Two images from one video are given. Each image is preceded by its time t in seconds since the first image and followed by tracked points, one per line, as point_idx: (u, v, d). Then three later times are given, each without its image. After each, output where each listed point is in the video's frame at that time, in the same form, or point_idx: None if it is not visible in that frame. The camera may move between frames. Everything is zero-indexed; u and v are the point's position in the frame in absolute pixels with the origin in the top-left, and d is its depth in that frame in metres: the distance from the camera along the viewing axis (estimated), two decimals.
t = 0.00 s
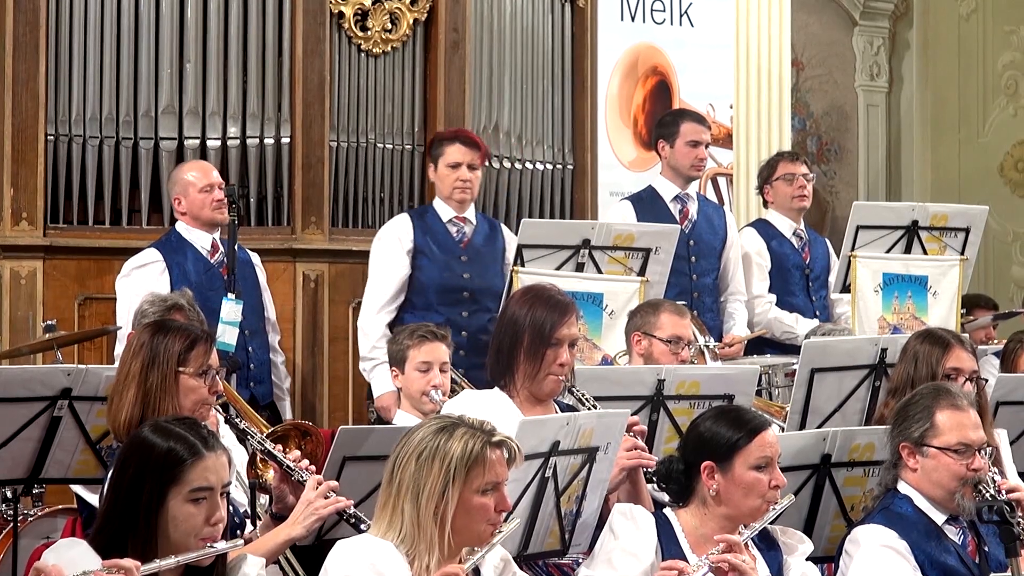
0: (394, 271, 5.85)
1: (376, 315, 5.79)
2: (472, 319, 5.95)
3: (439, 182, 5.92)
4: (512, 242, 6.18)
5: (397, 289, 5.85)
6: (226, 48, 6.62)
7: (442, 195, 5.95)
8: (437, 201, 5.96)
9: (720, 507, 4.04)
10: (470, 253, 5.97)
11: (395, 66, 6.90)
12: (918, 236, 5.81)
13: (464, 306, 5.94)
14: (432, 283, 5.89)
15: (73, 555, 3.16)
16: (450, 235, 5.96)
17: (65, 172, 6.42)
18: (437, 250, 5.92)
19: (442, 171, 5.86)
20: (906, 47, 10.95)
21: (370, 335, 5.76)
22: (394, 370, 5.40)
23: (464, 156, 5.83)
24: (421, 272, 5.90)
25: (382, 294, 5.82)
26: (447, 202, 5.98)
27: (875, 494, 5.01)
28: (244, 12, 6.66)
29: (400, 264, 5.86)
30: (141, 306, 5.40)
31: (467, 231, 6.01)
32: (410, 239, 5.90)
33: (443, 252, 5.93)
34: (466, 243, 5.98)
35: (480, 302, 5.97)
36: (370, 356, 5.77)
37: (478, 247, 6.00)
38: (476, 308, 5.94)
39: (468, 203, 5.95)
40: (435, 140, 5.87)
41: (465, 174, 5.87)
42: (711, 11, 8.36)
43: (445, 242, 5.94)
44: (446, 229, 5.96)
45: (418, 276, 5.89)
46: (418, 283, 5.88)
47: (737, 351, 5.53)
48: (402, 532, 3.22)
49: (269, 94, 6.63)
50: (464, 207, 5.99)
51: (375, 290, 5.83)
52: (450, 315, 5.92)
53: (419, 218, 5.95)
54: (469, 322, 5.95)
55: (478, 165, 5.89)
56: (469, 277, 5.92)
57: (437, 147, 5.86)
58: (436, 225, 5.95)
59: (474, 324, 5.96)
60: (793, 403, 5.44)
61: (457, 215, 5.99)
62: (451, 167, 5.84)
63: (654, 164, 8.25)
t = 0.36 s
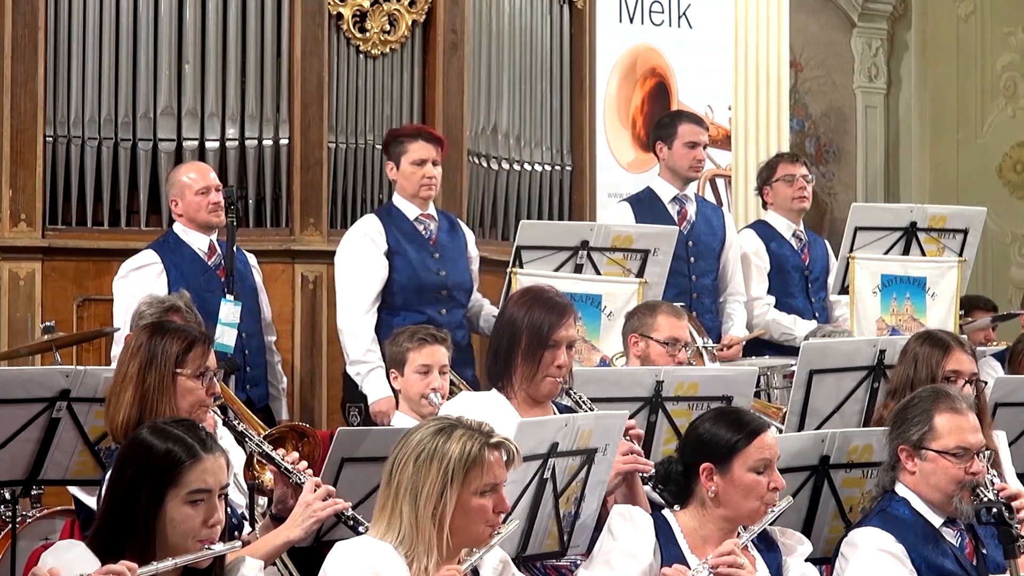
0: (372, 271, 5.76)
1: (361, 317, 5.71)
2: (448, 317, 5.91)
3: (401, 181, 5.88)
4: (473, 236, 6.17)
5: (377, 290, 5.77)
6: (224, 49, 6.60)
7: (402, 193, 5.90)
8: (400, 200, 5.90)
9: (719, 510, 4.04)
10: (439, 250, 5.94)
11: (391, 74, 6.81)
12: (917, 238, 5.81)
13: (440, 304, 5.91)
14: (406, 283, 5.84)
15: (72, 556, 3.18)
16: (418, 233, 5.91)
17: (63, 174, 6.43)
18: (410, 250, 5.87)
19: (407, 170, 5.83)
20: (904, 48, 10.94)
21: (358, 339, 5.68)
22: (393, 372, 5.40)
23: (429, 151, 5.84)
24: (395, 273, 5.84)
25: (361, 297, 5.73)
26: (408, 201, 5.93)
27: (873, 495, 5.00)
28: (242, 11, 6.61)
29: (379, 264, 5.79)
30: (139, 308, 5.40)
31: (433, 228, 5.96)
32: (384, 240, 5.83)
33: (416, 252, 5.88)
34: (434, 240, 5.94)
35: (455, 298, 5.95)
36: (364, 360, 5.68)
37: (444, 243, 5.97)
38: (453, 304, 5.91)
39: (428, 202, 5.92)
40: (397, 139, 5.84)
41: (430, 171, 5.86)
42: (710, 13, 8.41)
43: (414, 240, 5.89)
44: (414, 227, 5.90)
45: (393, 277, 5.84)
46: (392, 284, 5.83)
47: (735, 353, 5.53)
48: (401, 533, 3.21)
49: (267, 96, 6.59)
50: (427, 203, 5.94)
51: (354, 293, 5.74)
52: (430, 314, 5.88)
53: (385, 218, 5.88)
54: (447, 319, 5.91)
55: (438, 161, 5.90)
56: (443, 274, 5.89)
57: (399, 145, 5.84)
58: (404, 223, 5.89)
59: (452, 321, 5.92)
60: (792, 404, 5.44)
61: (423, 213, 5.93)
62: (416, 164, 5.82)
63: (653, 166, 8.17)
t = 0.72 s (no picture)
0: (347, 278, 5.75)
1: (337, 325, 5.71)
2: (429, 316, 5.90)
3: (377, 181, 5.87)
4: (452, 231, 6.13)
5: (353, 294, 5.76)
6: (211, 48, 6.58)
7: (379, 193, 5.89)
8: (376, 201, 5.89)
9: (703, 510, 4.04)
10: (418, 249, 5.92)
11: (375, 76, 6.81)
12: (902, 238, 5.81)
13: (419, 303, 5.89)
14: (383, 284, 5.82)
15: (58, 556, 3.20)
16: (396, 233, 5.88)
17: (49, 174, 6.42)
18: (386, 250, 5.85)
19: (382, 169, 5.82)
20: (890, 48, 10.97)
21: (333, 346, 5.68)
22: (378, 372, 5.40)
23: (405, 151, 5.82)
24: (372, 275, 5.83)
25: (338, 303, 5.73)
26: (386, 201, 5.91)
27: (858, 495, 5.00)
28: (228, 11, 6.60)
29: (353, 269, 5.77)
30: (122, 309, 5.41)
31: (411, 227, 5.94)
32: (360, 242, 5.82)
33: (391, 252, 5.85)
34: (412, 239, 5.92)
35: (436, 298, 5.94)
36: (338, 368, 5.66)
37: (424, 243, 5.94)
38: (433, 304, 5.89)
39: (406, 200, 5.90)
40: (371, 139, 5.83)
41: (406, 169, 5.84)
42: (695, 13, 8.42)
43: (392, 240, 5.87)
44: (391, 228, 5.88)
45: (370, 280, 5.83)
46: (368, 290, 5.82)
47: (721, 353, 5.54)
48: (386, 533, 3.20)
49: (254, 96, 6.58)
50: (405, 203, 5.93)
51: (330, 300, 5.73)
52: (408, 313, 5.86)
53: (361, 220, 5.87)
54: (427, 318, 5.90)
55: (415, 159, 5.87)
56: (421, 273, 5.87)
57: (374, 145, 5.82)
58: (381, 225, 5.87)
59: (432, 321, 5.91)
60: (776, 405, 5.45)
61: (400, 212, 5.92)
62: (391, 164, 5.81)
63: (638, 166, 8.20)
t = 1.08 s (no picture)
0: (325, 271, 5.77)
1: (311, 319, 5.73)
2: (411, 315, 5.87)
3: (370, 178, 5.88)
4: (449, 232, 6.10)
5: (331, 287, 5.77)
6: (186, 46, 6.58)
7: (373, 191, 5.91)
8: (369, 198, 5.91)
9: (679, 508, 4.05)
10: (406, 247, 5.90)
11: (354, 67, 6.87)
12: (877, 237, 5.82)
13: (401, 300, 5.86)
14: (366, 278, 5.82)
15: (32, 556, 3.16)
16: (384, 230, 5.89)
17: (23, 172, 6.40)
18: (370, 246, 5.86)
19: (374, 165, 5.82)
20: (864, 46, 10.85)
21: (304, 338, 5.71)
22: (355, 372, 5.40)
23: (397, 147, 5.81)
24: (355, 269, 5.83)
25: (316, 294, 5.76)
26: (379, 199, 5.93)
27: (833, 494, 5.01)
28: (202, 9, 6.60)
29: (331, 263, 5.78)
30: (97, 307, 5.41)
31: (401, 225, 5.93)
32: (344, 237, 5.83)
33: (375, 248, 5.86)
34: (400, 236, 5.91)
35: (417, 296, 5.89)
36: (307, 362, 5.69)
37: (413, 241, 5.92)
38: (415, 301, 5.86)
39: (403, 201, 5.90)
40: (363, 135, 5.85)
41: (398, 166, 5.83)
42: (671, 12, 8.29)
43: (379, 237, 5.88)
44: (380, 224, 5.89)
45: (353, 272, 5.83)
46: (352, 279, 5.82)
47: (698, 352, 5.54)
48: (361, 532, 3.20)
49: (228, 95, 6.58)
50: (398, 201, 5.93)
51: (310, 291, 5.77)
52: (388, 311, 5.85)
53: (351, 215, 5.90)
54: (408, 317, 5.87)
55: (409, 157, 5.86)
56: (404, 270, 5.85)
57: (365, 140, 5.83)
58: (370, 222, 5.89)
59: (413, 319, 5.87)
60: (751, 404, 5.45)
61: (391, 209, 5.92)
62: (382, 159, 5.81)
63: (613, 165, 8.12)
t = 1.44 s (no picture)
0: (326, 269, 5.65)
1: (307, 318, 5.62)
2: (405, 316, 5.75)
3: (371, 181, 5.73)
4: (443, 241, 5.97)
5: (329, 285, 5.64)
6: (166, 47, 6.58)
7: (373, 193, 5.75)
8: (369, 199, 5.76)
9: (659, 508, 4.05)
10: (405, 250, 5.76)
11: (335, 67, 6.90)
12: (858, 237, 5.82)
13: (398, 303, 5.74)
14: (364, 278, 5.69)
15: (11, 556, 3.02)
16: (383, 233, 5.75)
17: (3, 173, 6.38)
18: (370, 246, 5.72)
19: (376, 168, 5.67)
20: (845, 47, 10.42)
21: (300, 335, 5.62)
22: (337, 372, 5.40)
23: (404, 151, 5.66)
24: (354, 268, 5.69)
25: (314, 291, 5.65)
26: (379, 200, 5.77)
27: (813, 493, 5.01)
28: (183, 11, 6.61)
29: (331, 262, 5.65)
30: (79, 307, 5.41)
31: (400, 229, 5.80)
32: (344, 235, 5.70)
33: (376, 248, 5.72)
34: (399, 240, 5.77)
35: (413, 299, 5.77)
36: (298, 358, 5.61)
37: (411, 245, 5.79)
38: (409, 305, 5.73)
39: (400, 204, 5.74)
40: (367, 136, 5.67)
41: (401, 170, 5.69)
42: (652, 12, 8.28)
43: (378, 238, 5.74)
44: (379, 226, 5.74)
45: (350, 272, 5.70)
46: (350, 279, 5.69)
47: (679, 351, 5.55)
48: (342, 532, 3.20)
49: (209, 94, 6.58)
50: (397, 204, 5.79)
51: (309, 288, 5.65)
52: (383, 312, 5.72)
53: (351, 215, 5.75)
54: (402, 320, 5.74)
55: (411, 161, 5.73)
56: (403, 273, 5.71)
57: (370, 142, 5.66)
58: (371, 222, 5.75)
59: (408, 322, 5.75)
60: (731, 403, 5.46)
61: (390, 212, 5.78)
62: (385, 163, 5.66)
63: (594, 165, 8.20)
